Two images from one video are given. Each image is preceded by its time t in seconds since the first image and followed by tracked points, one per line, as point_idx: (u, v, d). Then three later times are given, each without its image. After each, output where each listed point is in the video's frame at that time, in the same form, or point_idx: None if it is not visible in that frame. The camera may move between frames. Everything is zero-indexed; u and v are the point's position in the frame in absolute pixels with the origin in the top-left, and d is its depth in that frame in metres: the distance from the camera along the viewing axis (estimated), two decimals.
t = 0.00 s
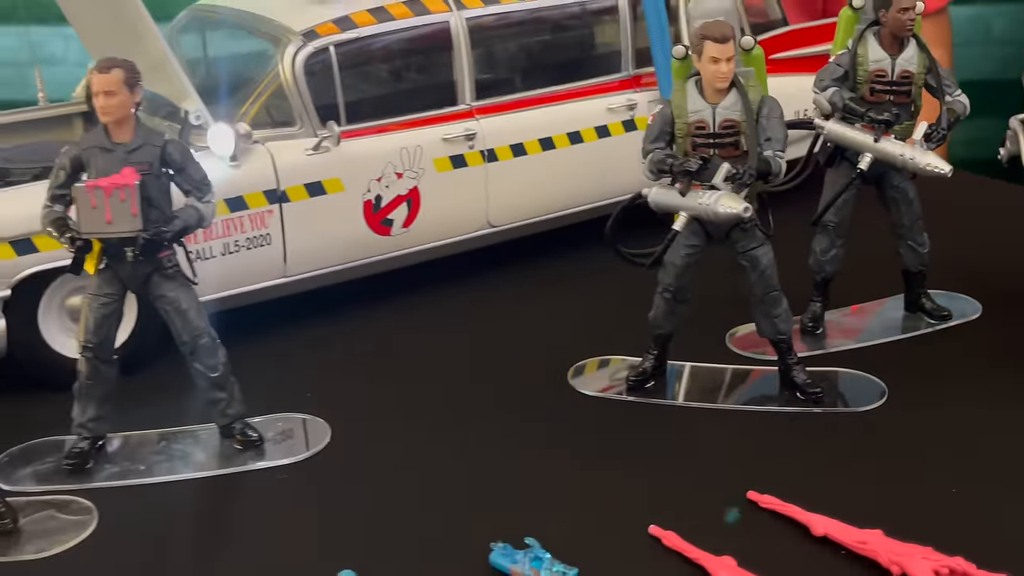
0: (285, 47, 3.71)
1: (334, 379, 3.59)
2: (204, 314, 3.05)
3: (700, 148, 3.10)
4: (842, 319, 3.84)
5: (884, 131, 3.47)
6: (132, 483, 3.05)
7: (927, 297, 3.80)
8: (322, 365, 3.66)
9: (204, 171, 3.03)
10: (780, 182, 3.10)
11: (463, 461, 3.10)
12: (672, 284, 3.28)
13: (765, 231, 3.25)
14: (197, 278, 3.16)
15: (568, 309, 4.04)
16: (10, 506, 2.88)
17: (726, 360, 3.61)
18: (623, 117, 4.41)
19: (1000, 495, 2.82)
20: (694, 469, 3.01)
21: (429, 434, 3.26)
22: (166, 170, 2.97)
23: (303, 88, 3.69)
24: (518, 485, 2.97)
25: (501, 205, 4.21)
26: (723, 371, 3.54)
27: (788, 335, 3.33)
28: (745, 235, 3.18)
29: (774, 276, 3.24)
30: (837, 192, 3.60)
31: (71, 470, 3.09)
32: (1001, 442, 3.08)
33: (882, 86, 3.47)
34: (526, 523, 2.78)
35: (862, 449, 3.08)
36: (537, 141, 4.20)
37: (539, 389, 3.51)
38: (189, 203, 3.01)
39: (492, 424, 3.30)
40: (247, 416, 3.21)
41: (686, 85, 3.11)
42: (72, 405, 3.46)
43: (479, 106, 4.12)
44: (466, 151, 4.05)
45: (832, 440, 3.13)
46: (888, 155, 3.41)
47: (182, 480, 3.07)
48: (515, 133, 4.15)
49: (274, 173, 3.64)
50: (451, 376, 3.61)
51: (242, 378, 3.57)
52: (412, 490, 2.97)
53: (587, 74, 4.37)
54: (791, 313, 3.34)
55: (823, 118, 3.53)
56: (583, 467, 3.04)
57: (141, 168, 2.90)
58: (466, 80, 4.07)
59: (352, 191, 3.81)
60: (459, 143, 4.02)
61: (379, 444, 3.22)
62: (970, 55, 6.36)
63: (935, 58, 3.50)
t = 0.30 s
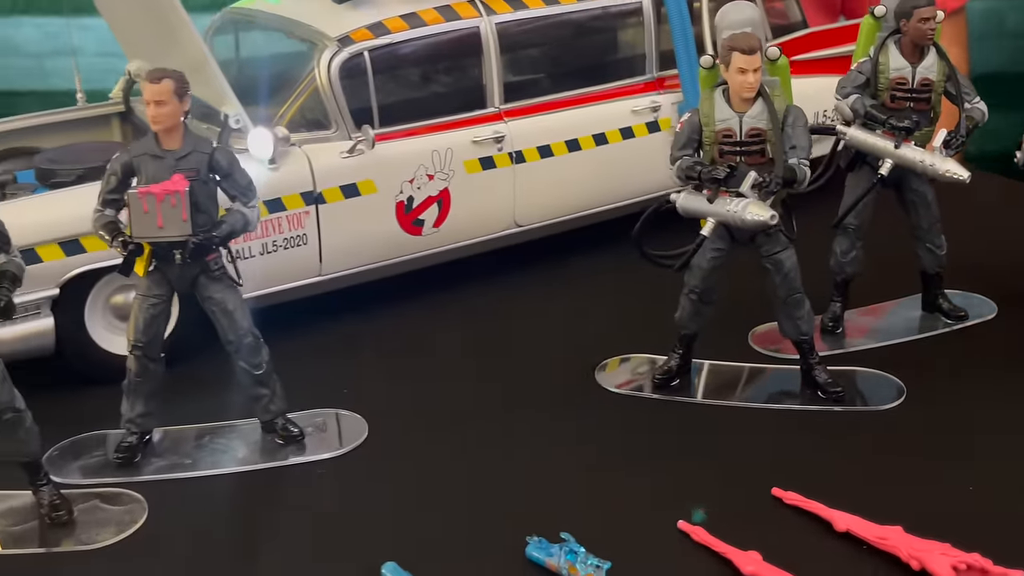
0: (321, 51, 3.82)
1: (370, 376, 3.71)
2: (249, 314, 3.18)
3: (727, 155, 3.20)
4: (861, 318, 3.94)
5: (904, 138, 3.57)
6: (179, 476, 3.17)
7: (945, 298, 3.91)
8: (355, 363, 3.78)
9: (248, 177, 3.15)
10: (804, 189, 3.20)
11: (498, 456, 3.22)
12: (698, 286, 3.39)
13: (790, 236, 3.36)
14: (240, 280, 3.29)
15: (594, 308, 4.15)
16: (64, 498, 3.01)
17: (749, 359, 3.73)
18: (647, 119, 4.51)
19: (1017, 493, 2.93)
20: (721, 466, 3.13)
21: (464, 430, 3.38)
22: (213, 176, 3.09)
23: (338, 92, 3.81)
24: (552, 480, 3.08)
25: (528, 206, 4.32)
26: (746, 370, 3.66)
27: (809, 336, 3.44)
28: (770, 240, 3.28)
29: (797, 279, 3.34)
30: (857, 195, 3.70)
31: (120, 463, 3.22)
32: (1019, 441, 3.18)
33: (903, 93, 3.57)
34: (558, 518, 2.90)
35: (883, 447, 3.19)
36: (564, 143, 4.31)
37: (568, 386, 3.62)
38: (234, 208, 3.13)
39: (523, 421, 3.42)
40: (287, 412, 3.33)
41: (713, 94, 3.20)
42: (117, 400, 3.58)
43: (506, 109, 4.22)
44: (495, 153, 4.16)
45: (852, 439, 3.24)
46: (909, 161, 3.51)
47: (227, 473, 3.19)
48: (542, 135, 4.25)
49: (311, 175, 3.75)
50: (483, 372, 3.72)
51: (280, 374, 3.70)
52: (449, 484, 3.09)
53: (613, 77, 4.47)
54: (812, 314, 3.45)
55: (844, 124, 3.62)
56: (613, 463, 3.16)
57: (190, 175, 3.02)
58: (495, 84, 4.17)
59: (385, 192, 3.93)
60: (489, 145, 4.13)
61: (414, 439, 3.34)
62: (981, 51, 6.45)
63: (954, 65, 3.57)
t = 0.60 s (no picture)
0: (349, 59, 3.94)
1: (395, 376, 3.83)
2: (281, 317, 3.30)
3: (744, 166, 3.29)
4: (872, 323, 4.05)
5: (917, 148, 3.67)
6: (213, 473, 3.29)
7: (954, 303, 4.01)
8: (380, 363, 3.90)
9: (282, 185, 3.27)
10: (819, 199, 3.31)
11: (521, 455, 3.34)
12: (715, 292, 3.50)
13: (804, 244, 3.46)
14: (273, 283, 3.40)
15: (612, 310, 4.27)
16: (105, 495, 3.14)
17: (762, 361, 3.84)
18: (664, 124, 4.61)
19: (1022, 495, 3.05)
20: (736, 467, 3.24)
21: (487, 431, 3.49)
22: (248, 184, 3.21)
23: (365, 99, 3.92)
24: (573, 479, 3.20)
25: (547, 209, 4.43)
26: (760, 373, 3.77)
27: (822, 341, 3.55)
28: (785, 248, 3.39)
29: (811, 286, 3.45)
30: (869, 203, 3.81)
31: (156, 461, 3.34)
32: None
33: (915, 105, 3.67)
34: (580, 517, 3.02)
35: (893, 450, 3.30)
36: (582, 147, 4.41)
37: (588, 386, 3.74)
38: (268, 215, 3.24)
39: (544, 421, 3.54)
40: (317, 411, 3.45)
41: (731, 107, 3.29)
42: (151, 398, 3.71)
43: (527, 114, 4.32)
44: (515, 157, 4.26)
45: (863, 441, 3.36)
46: (920, 171, 3.61)
47: (259, 471, 3.31)
48: (562, 140, 4.36)
49: (338, 181, 3.87)
50: (505, 373, 3.85)
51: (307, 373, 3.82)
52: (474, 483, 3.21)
53: (631, 82, 4.57)
54: (825, 320, 3.55)
55: (858, 134, 3.74)
56: (632, 463, 3.28)
57: (226, 184, 3.14)
58: (516, 90, 4.27)
59: (410, 197, 4.04)
60: (509, 150, 4.23)
61: (439, 438, 3.46)
62: (994, 47, 6.63)
63: (966, 78, 3.68)
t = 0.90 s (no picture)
0: (367, 65, 4.06)
1: (411, 373, 3.96)
2: (304, 318, 3.43)
3: (750, 176, 3.41)
4: (873, 326, 4.17)
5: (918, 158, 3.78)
6: (237, 467, 3.43)
7: (953, 307, 4.13)
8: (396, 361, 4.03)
9: (305, 191, 3.39)
10: (822, 208, 3.42)
11: (534, 452, 3.47)
12: (721, 296, 3.62)
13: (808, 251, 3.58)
14: (296, 285, 3.53)
15: (622, 310, 4.39)
16: (133, 488, 3.26)
17: (765, 363, 3.96)
18: (672, 128, 4.72)
19: (1015, 497, 3.17)
20: (741, 466, 3.37)
21: (501, 427, 3.62)
22: (272, 191, 3.33)
23: (382, 103, 4.04)
24: (584, 477, 3.33)
25: (559, 211, 4.55)
26: (764, 375, 3.89)
27: (824, 345, 3.67)
28: (790, 255, 3.50)
29: (814, 292, 3.57)
30: (871, 210, 3.92)
31: (182, 454, 3.47)
32: (1018, 446, 3.42)
33: (917, 116, 3.78)
34: (589, 513, 3.15)
35: (892, 451, 3.43)
36: (593, 151, 4.52)
37: (598, 385, 3.87)
38: (291, 220, 3.36)
39: (555, 418, 3.67)
40: (336, 409, 3.58)
41: (739, 118, 3.41)
42: (176, 393, 3.84)
43: (539, 119, 4.44)
44: (528, 161, 4.38)
45: (863, 442, 3.48)
46: (922, 181, 3.72)
47: (281, 466, 3.44)
48: (573, 144, 4.47)
49: (357, 184, 3.99)
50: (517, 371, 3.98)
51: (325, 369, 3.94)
52: (489, 479, 3.34)
53: (641, 87, 4.68)
54: (827, 324, 3.67)
55: (862, 143, 3.85)
56: (641, 462, 3.41)
57: (252, 190, 3.26)
58: (529, 95, 4.39)
59: (425, 200, 4.17)
60: (522, 154, 4.35)
61: (454, 435, 3.59)
62: (1000, 46, 6.92)
63: (967, 90, 3.79)
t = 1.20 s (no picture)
0: (383, 75, 4.21)
1: (422, 373, 4.12)
2: (321, 321, 3.59)
3: (750, 189, 3.56)
4: (868, 331, 4.32)
5: (913, 172, 3.93)
6: (258, 463, 3.59)
7: (945, 314, 4.28)
8: (407, 361, 4.19)
9: (324, 200, 3.55)
10: (819, 221, 3.57)
11: (541, 451, 3.64)
12: (720, 303, 3.77)
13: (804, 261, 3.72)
14: (314, 289, 3.69)
15: (626, 313, 4.55)
16: (159, 482, 3.43)
17: (763, 367, 4.12)
18: (676, 136, 4.87)
19: (1000, 500, 3.33)
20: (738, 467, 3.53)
21: (509, 427, 3.79)
22: (293, 200, 3.48)
23: (397, 112, 4.20)
24: (588, 476, 3.49)
25: (565, 215, 4.70)
26: (762, 378, 4.05)
27: (819, 351, 3.82)
28: (787, 265, 3.66)
29: (810, 301, 3.72)
30: (867, 220, 4.07)
31: (204, 450, 3.64)
32: (1004, 451, 3.58)
33: (912, 131, 3.93)
34: (592, 511, 3.32)
35: (884, 455, 3.59)
36: (599, 159, 4.67)
37: (603, 387, 4.03)
38: (311, 228, 3.52)
39: (559, 418, 3.83)
40: (351, 407, 3.74)
41: (740, 133, 3.55)
42: (196, 390, 4.00)
43: (548, 127, 4.59)
44: (536, 168, 4.53)
45: (854, 445, 3.64)
46: (915, 194, 3.87)
47: (299, 462, 3.60)
48: (579, 152, 4.62)
49: (371, 190, 4.14)
50: (525, 372, 4.13)
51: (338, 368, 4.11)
52: (498, 476, 3.51)
53: (647, 96, 4.83)
54: (822, 330, 3.83)
55: (858, 157, 4.00)
56: (643, 462, 3.57)
57: (275, 200, 3.42)
58: (538, 104, 4.53)
59: (437, 205, 4.32)
60: (531, 161, 4.50)
61: (462, 433, 3.75)
62: (1001, 46, 6.97)
63: (960, 107, 3.95)
